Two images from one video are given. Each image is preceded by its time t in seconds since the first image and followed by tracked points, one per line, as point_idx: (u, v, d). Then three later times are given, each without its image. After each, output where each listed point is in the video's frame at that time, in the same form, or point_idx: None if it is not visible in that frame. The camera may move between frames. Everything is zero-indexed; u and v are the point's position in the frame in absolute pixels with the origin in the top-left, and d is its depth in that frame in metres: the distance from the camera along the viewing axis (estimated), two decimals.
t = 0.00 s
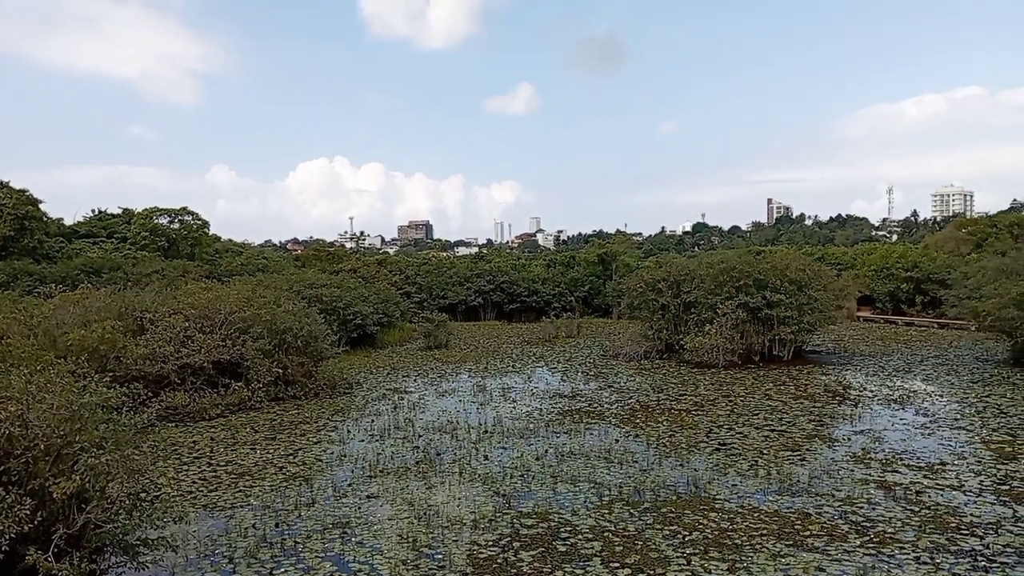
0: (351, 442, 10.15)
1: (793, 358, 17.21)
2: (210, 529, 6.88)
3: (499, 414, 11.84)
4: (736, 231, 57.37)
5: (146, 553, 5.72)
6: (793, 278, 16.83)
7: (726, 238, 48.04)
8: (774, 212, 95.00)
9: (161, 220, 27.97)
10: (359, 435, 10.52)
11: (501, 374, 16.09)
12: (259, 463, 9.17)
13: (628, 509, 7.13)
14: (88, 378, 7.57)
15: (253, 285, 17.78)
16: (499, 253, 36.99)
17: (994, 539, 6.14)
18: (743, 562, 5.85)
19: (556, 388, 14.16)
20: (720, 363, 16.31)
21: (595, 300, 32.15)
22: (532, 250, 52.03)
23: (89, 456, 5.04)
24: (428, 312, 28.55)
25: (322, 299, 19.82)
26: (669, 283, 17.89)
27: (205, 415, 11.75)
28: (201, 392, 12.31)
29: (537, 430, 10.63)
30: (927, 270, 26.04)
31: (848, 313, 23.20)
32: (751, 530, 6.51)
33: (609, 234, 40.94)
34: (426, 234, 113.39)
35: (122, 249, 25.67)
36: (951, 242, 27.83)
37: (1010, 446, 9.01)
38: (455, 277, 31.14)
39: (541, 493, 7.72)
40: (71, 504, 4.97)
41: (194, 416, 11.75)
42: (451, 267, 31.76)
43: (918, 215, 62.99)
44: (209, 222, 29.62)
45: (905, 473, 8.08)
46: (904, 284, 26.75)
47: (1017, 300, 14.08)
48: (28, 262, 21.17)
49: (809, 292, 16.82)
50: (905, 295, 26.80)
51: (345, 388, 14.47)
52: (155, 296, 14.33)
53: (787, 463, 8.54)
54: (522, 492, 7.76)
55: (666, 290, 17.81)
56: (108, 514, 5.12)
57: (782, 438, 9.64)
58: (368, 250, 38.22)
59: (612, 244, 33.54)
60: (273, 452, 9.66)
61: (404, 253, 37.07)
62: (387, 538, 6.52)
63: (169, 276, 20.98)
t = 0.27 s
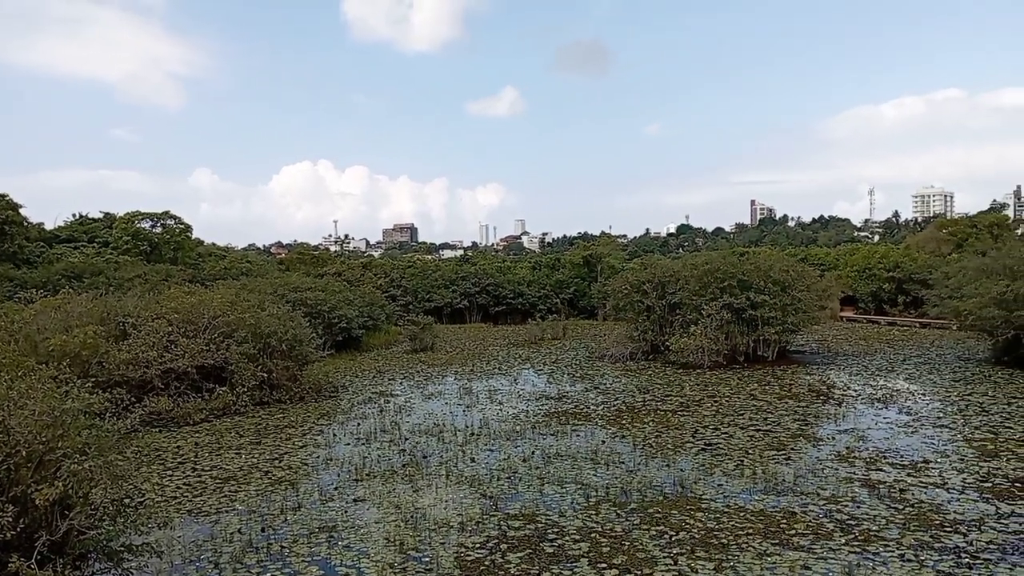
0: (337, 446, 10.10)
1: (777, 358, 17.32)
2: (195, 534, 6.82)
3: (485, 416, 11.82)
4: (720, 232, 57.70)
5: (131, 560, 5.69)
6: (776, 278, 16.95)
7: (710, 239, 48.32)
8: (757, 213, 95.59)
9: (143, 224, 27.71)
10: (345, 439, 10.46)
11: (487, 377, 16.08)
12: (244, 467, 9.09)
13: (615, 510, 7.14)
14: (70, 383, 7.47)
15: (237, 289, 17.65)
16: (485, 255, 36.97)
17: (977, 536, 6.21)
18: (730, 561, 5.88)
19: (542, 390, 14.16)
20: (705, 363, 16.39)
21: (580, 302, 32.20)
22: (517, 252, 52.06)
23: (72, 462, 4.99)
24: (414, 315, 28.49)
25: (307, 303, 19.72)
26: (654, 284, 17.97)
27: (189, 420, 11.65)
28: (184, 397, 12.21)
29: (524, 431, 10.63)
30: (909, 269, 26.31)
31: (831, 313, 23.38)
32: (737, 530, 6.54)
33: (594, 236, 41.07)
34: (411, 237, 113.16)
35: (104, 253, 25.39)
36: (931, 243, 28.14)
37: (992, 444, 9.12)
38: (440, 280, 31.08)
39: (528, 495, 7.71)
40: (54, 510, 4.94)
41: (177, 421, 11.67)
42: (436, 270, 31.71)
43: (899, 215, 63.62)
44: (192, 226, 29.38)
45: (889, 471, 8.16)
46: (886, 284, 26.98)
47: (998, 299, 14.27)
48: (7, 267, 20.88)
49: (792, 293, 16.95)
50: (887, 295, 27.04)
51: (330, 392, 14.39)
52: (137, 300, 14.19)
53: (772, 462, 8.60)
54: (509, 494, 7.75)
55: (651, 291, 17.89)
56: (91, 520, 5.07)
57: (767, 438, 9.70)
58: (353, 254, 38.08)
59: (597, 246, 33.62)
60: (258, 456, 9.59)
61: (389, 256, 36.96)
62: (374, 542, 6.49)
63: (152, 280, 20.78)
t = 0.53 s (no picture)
0: (317, 441, 10.04)
1: (756, 354, 17.46)
2: (173, 530, 6.75)
3: (466, 411, 11.81)
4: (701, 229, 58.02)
5: (107, 555, 5.62)
6: (757, 275, 17.09)
7: (692, 236, 48.58)
8: (739, 210, 96.21)
9: (121, 217, 27.32)
10: (325, 434, 10.40)
11: (469, 372, 16.07)
12: (223, 463, 9.01)
13: (595, 506, 7.17)
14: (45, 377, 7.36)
15: (217, 283, 17.48)
16: (467, 250, 36.89)
17: (951, 531, 6.31)
18: (708, 557, 5.92)
19: (523, 385, 14.18)
20: (685, 359, 16.50)
21: (563, 298, 32.25)
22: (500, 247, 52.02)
23: (47, 457, 4.92)
24: (396, 310, 28.40)
25: (287, 297, 19.57)
26: (636, 280, 18.05)
27: (168, 415, 11.53)
28: (162, 391, 12.07)
29: (505, 427, 10.63)
30: (887, 267, 26.63)
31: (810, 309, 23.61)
32: (716, 525, 6.59)
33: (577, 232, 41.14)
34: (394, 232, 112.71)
35: (81, 246, 25.00)
36: (910, 241, 28.47)
37: (967, 440, 9.27)
38: (423, 275, 30.99)
39: (509, 490, 7.72)
40: (30, 506, 4.89)
41: (155, 416, 11.54)
42: (418, 265, 31.61)
43: (878, 213, 64.57)
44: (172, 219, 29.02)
45: (866, 467, 8.27)
46: (865, 281, 27.26)
47: (974, 297, 14.49)
48: None
49: (772, 289, 17.09)
50: (865, 292, 27.33)
51: (311, 387, 14.29)
52: (115, 294, 14.01)
53: (751, 458, 8.68)
54: (490, 489, 7.76)
55: (632, 287, 17.97)
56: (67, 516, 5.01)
57: (746, 434, 9.78)
58: (335, 248, 37.86)
59: (579, 241, 33.68)
60: (237, 452, 9.51)
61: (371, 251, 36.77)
62: (353, 538, 6.46)
63: (131, 274, 20.51)
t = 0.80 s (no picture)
0: (299, 443, 9.97)
1: (738, 354, 17.58)
2: (153, 533, 6.68)
3: (450, 413, 11.78)
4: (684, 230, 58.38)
5: (86, 560, 5.55)
6: (738, 276, 17.23)
7: (674, 237, 48.81)
8: (721, 211, 96.91)
9: (100, 219, 26.98)
10: (307, 436, 10.34)
11: (452, 373, 16.04)
12: (204, 466, 8.93)
13: (578, 506, 7.18)
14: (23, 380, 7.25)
15: (198, 284, 17.31)
16: (450, 251, 36.81)
17: (930, 529, 6.39)
18: (691, 556, 5.95)
19: (507, 386, 14.18)
20: (668, 360, 16.58)
21: (546, 299, 32.29)
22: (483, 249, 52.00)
23: (24, 461, 4.85)
24: (378, 311, 28.30)
25: (269, 299, 19.42)
26: (618, 281, 18.13)
27: (147, 418, 11.41)
28: (142, 394, 11.94)
29: (488, 428, 10.62)
30: (867, 267, 26.93)
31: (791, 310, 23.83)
32: (699, 524, 6.63)
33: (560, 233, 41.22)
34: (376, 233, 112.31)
35: (59, 247, 24.64)
36: (889, 242, 28.79)
37: (945, 438, 9.39)
38: (405, 276, 30.89)
39: (492, 491, 7.71)
40: (7, 511, 4.81)
41: (135, 419, 11.41)
42: (401, 266, 31.51)
43: (858, 214, 65.30)
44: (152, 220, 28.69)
45: (846, 465, 8.35)
46: (845, 282, 27.53)
47: (952, 297, 14.71)
48: None
49: (753, 290, 17.22)
50: (845, 292, 27.62)
51: (293, 389, 14.19)
52: (94, 295, 13.82)
53: (733, 457, 8.74)
54: (473, 491, 7.74)
55: (615, 288, 18.05)
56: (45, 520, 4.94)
57: (728, 433, 9.85)
58: (317, 249, 37.63)
59: (562, 242, 33.74)
60: (218, 455, 9.42)
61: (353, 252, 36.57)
62: (336, 540, 6.42)
63: (109, 275, 20.26)
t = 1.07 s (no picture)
0: (275, 442, 9.87)
1: (715, 353, 17.73)
2: (126, 533, 6.58)
3: (427, 411, 11.74)
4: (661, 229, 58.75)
5: (57, 561, 5.44)
6: (715, 276, 17.38)
7: (652, 236, 49.09)
8: (698, 211, 97.69)
9: (72, 215, 26.48)
10: (283, 435, 10.24)
11: (430, 372, 16.00)
12: (178, 465, 8.81)
13: (555, 504, 7.20)
14: None
15: (172, 282, 17.07)
16: (428, 250, 36.68)
17: (902, 526, 6.49)
18: (667, 554, 5.99)
19: (485, 385, 14.16)
20: (645, 359, 16.68)
21: (524, 297, 32.31)
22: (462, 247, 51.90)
23: None
24: (355, 310, 28.15)
25: (245, 297, 19.20)
26: (596, 280, 18.22)
27: (120, 417, 11.24)
28: (115, 392, 11.75)
29: (466, 427, 10.60)
30: (841, 267, 27.31)
31: (767, 309, 24.09)
32: (675, 522, 6.68)
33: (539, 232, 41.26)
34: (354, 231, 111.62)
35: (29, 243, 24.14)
36: (863, 242, 29.19)
37: (917, 437, 9.55)
38: (383, 274, 30.74)
39: (469, 490, 7.70)
40: None
41: (108, 418, 11.24)
42: (379, 264, 31.34)
43: (832, 215, 66.16)
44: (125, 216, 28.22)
45: (820, 464, 8.45)
46: (820, 282, 27.87)
47: (924, 297, 14.97)
48: None
49: (730, 289, 17.37)
50: (820, 292, 27.97)
51: (269, 388, 14.05)
52: (66, 292, 13.56)
53: (709, 456, 8.81)
54: (450, 490, 7.72)
55: (593, 287, 18.13)
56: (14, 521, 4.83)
57: (704, 432, 9.93)
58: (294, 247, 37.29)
59: (541, 241, 33.78)
60: (192, 454, 9.30)
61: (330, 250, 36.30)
62: (312, 539, 6.37)
63: (81, 272, 19.91)
